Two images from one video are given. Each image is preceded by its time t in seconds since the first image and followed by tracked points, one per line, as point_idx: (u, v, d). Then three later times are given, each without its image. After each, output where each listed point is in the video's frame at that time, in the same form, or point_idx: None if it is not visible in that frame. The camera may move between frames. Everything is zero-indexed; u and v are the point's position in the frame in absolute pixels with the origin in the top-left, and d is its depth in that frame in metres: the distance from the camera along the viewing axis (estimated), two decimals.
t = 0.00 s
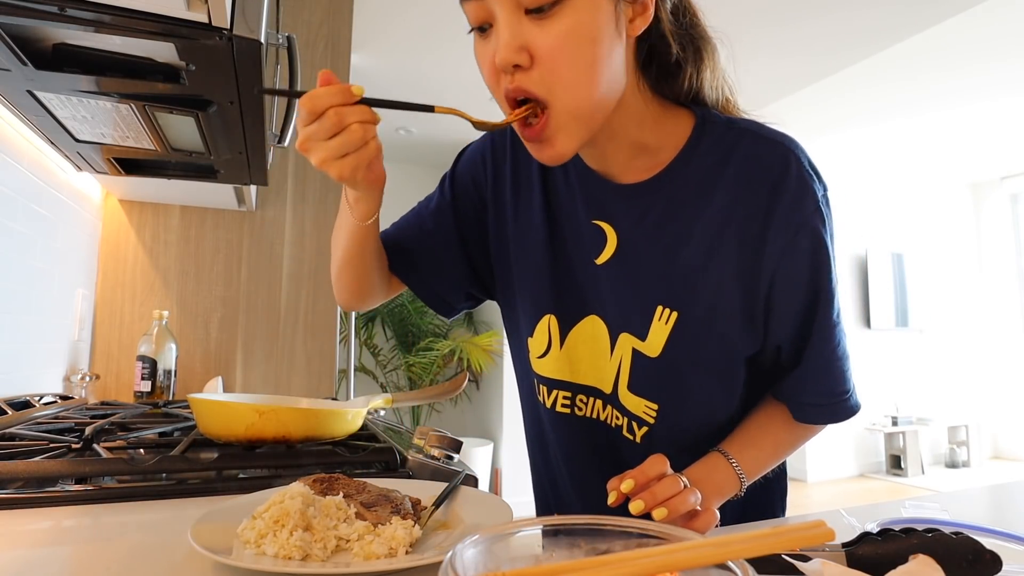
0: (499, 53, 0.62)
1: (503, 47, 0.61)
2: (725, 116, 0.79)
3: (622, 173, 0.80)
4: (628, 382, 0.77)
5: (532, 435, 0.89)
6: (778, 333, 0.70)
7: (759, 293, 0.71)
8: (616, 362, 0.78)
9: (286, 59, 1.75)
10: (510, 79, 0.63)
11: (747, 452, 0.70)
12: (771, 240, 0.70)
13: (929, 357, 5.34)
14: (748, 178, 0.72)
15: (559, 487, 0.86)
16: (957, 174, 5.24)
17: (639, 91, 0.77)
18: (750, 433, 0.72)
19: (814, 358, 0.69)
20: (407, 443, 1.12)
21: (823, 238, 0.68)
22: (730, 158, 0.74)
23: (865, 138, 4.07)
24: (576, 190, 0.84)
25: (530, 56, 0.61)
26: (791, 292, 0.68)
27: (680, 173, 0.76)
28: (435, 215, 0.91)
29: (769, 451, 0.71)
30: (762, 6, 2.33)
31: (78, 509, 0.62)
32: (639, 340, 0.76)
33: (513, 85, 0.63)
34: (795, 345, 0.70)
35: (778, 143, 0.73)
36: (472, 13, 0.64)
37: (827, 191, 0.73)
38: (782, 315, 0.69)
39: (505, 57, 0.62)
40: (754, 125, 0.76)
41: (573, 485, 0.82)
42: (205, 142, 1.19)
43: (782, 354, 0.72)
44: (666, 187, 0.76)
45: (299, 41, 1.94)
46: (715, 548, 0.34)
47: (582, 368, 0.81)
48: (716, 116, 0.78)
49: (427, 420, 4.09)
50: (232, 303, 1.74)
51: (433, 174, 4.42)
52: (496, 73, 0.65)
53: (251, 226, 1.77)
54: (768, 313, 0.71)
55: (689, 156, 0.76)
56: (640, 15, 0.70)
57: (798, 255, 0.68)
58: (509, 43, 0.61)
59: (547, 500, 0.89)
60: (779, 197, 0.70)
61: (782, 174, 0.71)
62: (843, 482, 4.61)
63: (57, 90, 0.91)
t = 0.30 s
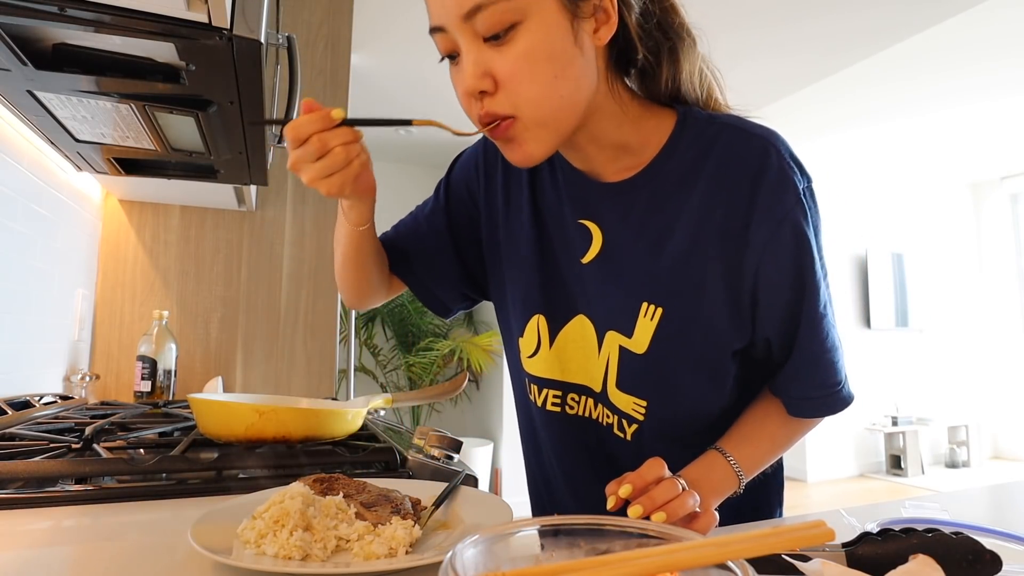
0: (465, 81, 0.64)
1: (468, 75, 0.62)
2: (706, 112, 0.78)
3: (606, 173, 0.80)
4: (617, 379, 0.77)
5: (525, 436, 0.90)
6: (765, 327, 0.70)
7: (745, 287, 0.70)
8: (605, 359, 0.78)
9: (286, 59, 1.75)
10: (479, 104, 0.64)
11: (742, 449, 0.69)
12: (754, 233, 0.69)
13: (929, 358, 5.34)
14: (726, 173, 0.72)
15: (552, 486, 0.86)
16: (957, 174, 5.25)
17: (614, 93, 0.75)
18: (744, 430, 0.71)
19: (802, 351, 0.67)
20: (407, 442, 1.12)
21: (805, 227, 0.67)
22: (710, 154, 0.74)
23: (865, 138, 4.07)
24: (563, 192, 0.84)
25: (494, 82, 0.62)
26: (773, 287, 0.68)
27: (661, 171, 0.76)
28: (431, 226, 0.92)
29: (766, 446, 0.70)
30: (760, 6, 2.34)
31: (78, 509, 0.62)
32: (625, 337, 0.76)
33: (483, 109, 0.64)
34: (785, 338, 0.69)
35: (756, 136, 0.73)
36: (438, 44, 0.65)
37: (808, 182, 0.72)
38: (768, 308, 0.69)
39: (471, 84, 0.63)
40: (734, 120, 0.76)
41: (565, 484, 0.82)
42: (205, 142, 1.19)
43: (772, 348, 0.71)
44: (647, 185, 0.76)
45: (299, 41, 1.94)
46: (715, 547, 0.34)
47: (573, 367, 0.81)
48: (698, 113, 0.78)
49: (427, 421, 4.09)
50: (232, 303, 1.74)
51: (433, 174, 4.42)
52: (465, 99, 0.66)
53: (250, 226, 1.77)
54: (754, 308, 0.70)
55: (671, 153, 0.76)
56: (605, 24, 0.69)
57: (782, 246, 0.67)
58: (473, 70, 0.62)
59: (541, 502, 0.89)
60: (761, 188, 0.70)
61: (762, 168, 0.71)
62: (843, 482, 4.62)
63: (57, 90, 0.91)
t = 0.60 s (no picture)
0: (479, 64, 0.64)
1: (482, 58, 0.63)
2: (701, 103, 0.78)
3: (604, 163, 0.80)
4: (613, 364, 0.76)
5: (522, 429, 0.89)
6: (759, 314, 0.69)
7: (738, 271, 0.70)
8: (602, 346, 0.78)
9: (286, 59, 1.76)
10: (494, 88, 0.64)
11: (742, 446, 0.68)
12: (746, 218, 0.69)
13: (929, 358, 5.35)
14: (718, 161, 0.72)
15: (548, 479, 0.85)
16: (957, 174, 5.24)
17: (617, 82, 0.76)
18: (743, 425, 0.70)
19: (791, 337, 0.66)
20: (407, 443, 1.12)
21: (796, 213, 0.67)
22: (702, 141, 0.74)
23: (866, 137, 4.07)
24: (561, 182, 0.85)
25: (509, 65, 0.62)
26: (764, 273, 0.67)
27: (656, 159, 0.76)
28: (439, 240, 0.96)
29: (764, 441, 0.69)
30: (760, 6, 2.34)
31: (78, 509, 0.62)
32: (620, 323, 0.76)
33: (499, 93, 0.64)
34: (777, 325, 0.69)
35: (750, 124, 0.73)
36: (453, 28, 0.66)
37: (802, 169, 0.72)
38: (760, 293, 0.68)
39: (485, 67, 0.63)
40: (728, 109, 0.76)
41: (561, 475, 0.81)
42: (205, 142, 1.19)
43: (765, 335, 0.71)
44: (641, 174, 0.77)
45: (299, 41, 1.94)
46: (715, 547, 0.34)
47: (570, 355, 0.80)
48: (692, 103, 0.78)
49: (427, 420, 4.09)
50: (232, 303, 1.75)
51: (433, 174, 4.42)
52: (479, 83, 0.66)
53: (250, 226, 1.77)
54: (747, 295, 0.70)
55: (665, 142, 0.76)
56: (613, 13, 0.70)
57: (772, 231, 0.67)
58: (487, 53, 0.63)
59: (537, 497, 0.88)
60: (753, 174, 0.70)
61: (754, 155, 0.71)
62: (843, 482, 4.61)
63: (57, 90, 0.91)
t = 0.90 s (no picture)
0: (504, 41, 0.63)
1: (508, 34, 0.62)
2: (702, 104, 0.79)
3: (608, 163, 0.80)
4: (619, 363, 0.76)
5: (524, 429, 0.88)
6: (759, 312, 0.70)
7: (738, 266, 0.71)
8: (607, 345, 0.77)
9: (286, 59, 1.76)
10: (514, 67, 0.64)
11: (739, 446, 0.68)
12: (747, 217, 0.70)
13: (929, 358, 5.35)
14: (720, 161, 0.73)
15: (549, 480, 0.84)
16: (957, 174, 5.24)
17: (624, 82, 0.77)
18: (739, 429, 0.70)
19: (790, 331, 0.67)
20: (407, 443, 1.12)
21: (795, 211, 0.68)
22: (704, 143, 0.75)
23: (866, 137, 4.07)
24: (565, 184, 0.85)
25: (534, 43, 0.62)
26: (765, 270, 0.68)
27: (659, 160, 0.77)
28: (443, 243, 0.96)
29: (761, 441, 0.69)
30: (760, 6, 2.34)
31: (78, 509, 0.62)
32: (626, 321, 0.76)
33: (516, 71, 0.64)
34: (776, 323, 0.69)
35: (751, 126, 0.74)
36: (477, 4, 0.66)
37: (802, 171, 0.73)
38: (760, 290, 0.69)
39: (509, 43, 0.62)
40: (728, 111, 0.77)
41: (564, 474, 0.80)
42: (205, 142, 1.19)
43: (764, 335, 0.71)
44: (645, 175, 0.77)
45: (299, 41, 1.94)
46: (715, 547, 0.34)
47: (575, 355, 0.80)
48: (692, 105, 0.78)
49: (427, 421, 4.09)
50: (232, 303, 1.75)
51: (433, 174, 4.42)
52: (497, 63, 0.65)
53: (250, 225, 1.77)
54: (748, 292, 0.71)
55: (667, 143, 0.76)
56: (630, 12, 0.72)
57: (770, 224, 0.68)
58: (514, 31, 0.62)
59: (537, 497, 0.87)
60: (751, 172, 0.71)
61: (755, 156, 0.72)
62: (843, 482, 4.61)
63: (57, 90, 0.91)
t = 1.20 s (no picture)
0: (530, 37, 0.63)
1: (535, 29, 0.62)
2: (708, 112, 0.79)
3: (613, 167, 0.80)
4: (624, 367, 0.76)
5: (527, 430, 0.88)
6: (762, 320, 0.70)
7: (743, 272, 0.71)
8: (611, 349, 0.77)
9: (286, 59, 1.76)
10: (536, 63, 0.63)
11: (739, 448, 0.68)
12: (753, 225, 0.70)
13: (929, 358, 5.35)
14: (728, 169, 0.73)
15: (554, 481, 0.84)
16: (957, 174, 5.24)
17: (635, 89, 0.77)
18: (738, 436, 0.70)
19: (793, 340, 0.67)
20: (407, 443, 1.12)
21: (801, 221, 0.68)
22: (711, 150, 0.75)
23: (866, 137, 4.07)
24: (569, 188, 0.84)
25: (559, 41, 0.62)
26: (771, 279, 0.68)
27: (666, 166, 0.76)
28: (443, 243, 0.96)
29: (761, 444, 0.69)
30: (761, 7, 2.34)
31: (78, 509, 0.62)
32: (631, 326, 0.75)
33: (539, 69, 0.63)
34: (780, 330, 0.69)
35: (758, 134, 0.74)
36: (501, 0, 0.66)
37: (808, 180, 0.73)
38: (765, 297, 0.69)
39: (535, 39, 0.62)
40: (735, 120, 0.77)
41: (569, 476, 0.80)
42: (205, 142, 1.19)
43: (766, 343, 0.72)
44: (652, 181, 0.77)
45: (299, 41, 1.94)
46: (714, 548, 0.34)
47: (580, 355, 0.79)
48: (698, 111, 0.79)
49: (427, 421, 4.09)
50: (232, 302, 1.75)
51: (433, 174, 4.42)
52: (518, 59, 0.65)
53: (250, 225, 1.77)
54: (753, 300, 0.71)
55: (674, 149, 0.76)
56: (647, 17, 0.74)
57: (778, 229, 0.68)
58: (540, 28, 0.62)
59: (543, 498, 0.87)
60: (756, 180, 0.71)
61: (762, 164, 0.72)
62: (843, 482, 4.61)
63: (57, 90, 0.91)
